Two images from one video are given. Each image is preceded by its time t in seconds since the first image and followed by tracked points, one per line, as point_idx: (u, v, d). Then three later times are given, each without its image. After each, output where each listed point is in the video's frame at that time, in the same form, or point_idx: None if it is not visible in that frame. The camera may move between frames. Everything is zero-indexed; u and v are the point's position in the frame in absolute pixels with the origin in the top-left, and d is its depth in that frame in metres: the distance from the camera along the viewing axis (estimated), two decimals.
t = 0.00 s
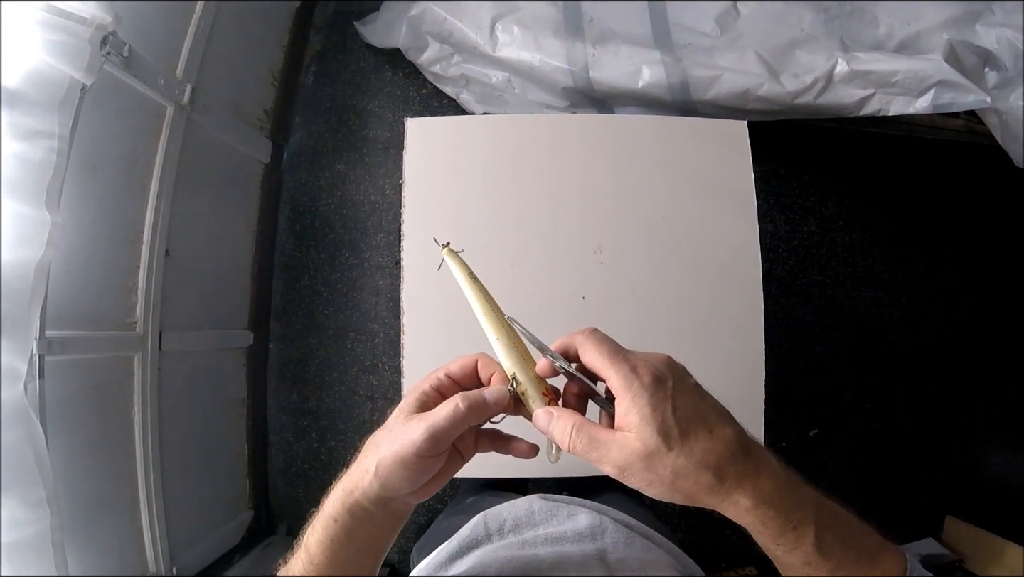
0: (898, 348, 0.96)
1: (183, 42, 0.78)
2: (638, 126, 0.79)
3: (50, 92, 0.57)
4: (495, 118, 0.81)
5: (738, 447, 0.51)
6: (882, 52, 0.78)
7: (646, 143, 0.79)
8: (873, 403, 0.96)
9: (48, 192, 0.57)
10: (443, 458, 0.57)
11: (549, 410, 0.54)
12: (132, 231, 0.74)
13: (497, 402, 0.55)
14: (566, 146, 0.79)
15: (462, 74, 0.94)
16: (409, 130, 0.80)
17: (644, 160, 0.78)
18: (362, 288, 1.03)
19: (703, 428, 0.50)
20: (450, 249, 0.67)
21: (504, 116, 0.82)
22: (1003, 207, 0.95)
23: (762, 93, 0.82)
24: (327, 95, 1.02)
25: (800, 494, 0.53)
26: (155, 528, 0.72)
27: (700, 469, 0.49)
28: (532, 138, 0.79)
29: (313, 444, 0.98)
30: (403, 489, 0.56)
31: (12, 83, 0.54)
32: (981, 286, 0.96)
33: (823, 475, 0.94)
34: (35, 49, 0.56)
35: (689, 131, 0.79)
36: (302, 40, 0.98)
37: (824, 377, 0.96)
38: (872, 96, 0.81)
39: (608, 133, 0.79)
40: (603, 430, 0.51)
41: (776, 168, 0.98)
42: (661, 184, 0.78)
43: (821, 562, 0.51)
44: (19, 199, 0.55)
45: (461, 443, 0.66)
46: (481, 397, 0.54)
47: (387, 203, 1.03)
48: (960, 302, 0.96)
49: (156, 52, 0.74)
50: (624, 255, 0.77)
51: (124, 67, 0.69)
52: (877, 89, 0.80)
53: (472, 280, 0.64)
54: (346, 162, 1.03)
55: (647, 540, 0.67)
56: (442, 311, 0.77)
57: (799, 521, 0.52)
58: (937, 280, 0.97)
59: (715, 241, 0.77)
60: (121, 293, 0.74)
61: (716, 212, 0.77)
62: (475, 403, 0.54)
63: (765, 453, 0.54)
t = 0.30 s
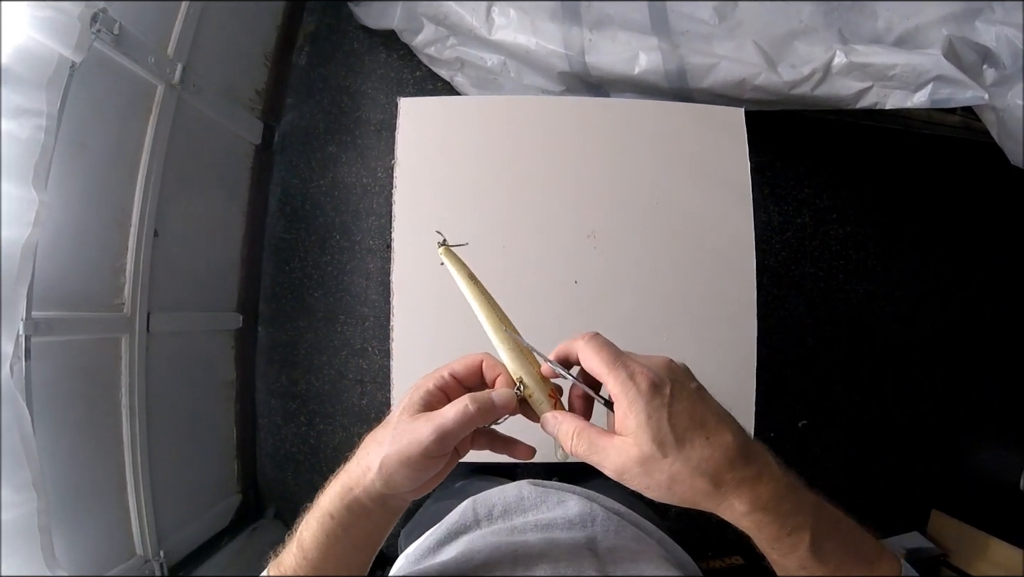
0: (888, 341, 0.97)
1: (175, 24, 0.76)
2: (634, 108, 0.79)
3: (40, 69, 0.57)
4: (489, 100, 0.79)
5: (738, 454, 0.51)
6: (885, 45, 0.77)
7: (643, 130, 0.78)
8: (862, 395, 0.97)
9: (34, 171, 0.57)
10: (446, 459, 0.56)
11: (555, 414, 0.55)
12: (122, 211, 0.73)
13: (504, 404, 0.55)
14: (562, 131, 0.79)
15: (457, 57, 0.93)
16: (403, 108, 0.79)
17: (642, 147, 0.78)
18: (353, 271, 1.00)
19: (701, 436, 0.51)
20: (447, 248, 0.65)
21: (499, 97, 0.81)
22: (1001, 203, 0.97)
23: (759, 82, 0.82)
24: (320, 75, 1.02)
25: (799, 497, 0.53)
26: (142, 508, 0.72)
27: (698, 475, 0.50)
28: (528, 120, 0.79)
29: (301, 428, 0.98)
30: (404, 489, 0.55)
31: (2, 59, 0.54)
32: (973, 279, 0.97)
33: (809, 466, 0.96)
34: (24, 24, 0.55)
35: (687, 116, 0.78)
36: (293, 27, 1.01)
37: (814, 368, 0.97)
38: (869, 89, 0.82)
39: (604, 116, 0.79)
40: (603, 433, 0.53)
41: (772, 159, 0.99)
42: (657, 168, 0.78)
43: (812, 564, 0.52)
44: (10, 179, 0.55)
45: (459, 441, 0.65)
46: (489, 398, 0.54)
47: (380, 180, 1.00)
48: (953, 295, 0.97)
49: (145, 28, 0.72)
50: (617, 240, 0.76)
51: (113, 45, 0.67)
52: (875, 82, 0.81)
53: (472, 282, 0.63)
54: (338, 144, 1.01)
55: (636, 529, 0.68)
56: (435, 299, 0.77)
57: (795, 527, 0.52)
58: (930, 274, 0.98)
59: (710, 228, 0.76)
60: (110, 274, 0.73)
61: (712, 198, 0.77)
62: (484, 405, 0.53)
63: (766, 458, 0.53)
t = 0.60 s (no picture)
0: (888, 322, 0.97)
1: None
2: (639, 72, 0.76)
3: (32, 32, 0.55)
4: (486, 57, 0.76)
5: (720, 475, 0.50)
6: (897, 23, 0.75)
7: (649, 96, 0.75)
8: (860, 375, 0.96)
9: (21, 136, 0.56)
10: (456, 463, 0.56)
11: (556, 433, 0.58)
12: (113, 175, 0.72)
13: (516, 418, 0.55)
14: (564, 94, 0.76)
15: (458, 19, 0.89)
16: (399, 68, 0.76)
17: (648, 113, 0.75)
18: (349, 237, 0.97)
19: (685, 457, 0.50)
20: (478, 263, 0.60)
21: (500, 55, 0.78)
22: (1007, 187, 0.96)
23: (769, 54, 0.79)
24: (319, 37, 0.99)
25: (779, 523, 0.51)
26: (134, 473, 0.73)
27: (678, 494, 0.50)
28: (529, 80, 0.76)
29: (297, 395, 0.96)
30: (412, 489, 0.55)
31: None
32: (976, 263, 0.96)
33: (806, 446, 0.95)
34: None
35: (696, 81, 0.75)
36: None
37: (812, 346, 0.96)
38: (880, 67, 0.79)
39: (610, 79, 0.75)
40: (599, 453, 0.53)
41: (778, 133, 0.97)
42: (662, 137, 0.75)
43: None
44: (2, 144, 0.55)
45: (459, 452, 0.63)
46: (503, 410, 0.54)
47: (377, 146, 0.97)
48: (956, 276, 0.96)
49: None
50: (620, 209, 0.74)
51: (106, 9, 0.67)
52: (886, 60, 0.78)
53: (495, 297, 0.59)
54: (335, 108, 0.98)
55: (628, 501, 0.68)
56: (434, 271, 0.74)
57: (767, 547, 0.49)
58: (933, 256, 0.96)
59: (715, 199, 0.75)
60: (100, 238, 0.71)
61: (719, 168, 0.75)
62: (499, 415, 0.54)
63: (747, 481, 0.52)
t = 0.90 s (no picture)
0: (901, 300, 0.94)
1: None
2: (643, 42, 0.73)
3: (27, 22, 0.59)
4: (485, 28, 0.74)
5: (712, 493, 0.52)
6: None
7: (654, 67, 0.73)
8: (872, 353, 0.94)
9: (21, 127, 0.59)
10: (457, 478, 0.57)
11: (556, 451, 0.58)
12: (115, 163, 0.73)
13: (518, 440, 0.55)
14: (567, 66, 0.73)
15: None
16: (394, 42, 0.74)
17: (653, 86, 0.72)
18: (353, 218, 0.95)
19: (682, 475, 0.52)
20: (473, 292, 0.59)
21: (499, 27, 0.75)
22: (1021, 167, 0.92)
23: (778, 23, 0.77)
24: (318, 16, 0.96)
25: (763, 538, 0.53)
26: (145, 457, 0.75)
27: (677, 510, 0.51)
28: (530, 52, 0.73)
29: (307, 377, 0.93)
30: (412, 500, 0.56)
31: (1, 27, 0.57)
32: (993, 233, 0.93)
33: (816, 423, 0.94)
34: None
35: (702, 52, 0.73)
36: None
37: (824, 322, 0.94)
38: (891, 37, 0.76)
39: (613, 49, 0.73)
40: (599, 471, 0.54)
41: (789, 104, 0.94)
42: (668, 110, 0.72)
43: None
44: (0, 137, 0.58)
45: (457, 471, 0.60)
46: (506, 430, 0.54)
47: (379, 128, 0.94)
48: (973, 250, 0.94)
49: None
50: (624, 184, 0.71)
51: None
52: (899, 30, 0.75)
53: (493, 327, 0.58)
54: (336, 87, 0.95)
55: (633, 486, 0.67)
56: (436, 253, 0.72)
57: (756, 560, 0.51)
58: (946, 228, 0.94)
59: (723, 172, 0.72)
60: (102, 227, 0.72)
61: (726, 138, 0.72)
62: (502, 435, 0.54)
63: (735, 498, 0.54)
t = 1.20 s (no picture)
0: (906, 286, 0.93)
1: None
2: (640, 30, 0.72)
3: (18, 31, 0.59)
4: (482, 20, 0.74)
5: (728, 498, 0.52)
6: None
7: (651, 56, 0.72)
8: (877, 340, 0.94)
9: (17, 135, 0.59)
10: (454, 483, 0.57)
11: (577, 436, 0.55)
12: (114, 168, 0.74)
13: (516, 445, 0.56)
14: (563, 57, 0.72)
15: None
16: (387, 38, 0.73)
17: (651, 74, 0.72)
18: (355, 214, 0.96)
19: (698, 483, 0.51)
20: (478, 300, 0.60)
21: (495, 19, 0.75)
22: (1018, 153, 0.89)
23: (776, 9, 0.76)
24: (314, 12, 0.95)
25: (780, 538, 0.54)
26: (151, 457, 0.76)
27: (694, 518, 0.51)
28: (526, 43, 0.73)
29: (312, 372, 0.96)
30: (409, 505, 0.56)
31: None
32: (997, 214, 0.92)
33: (821, 411, 0.93)
34: None
35: (699, 39, 0.72)
36: None
37: (829, 310, 0.93)
38: (893, 19, 0.74)
39: (610, 38, 0.72)
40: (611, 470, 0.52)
41: (790, 90, 0.93)
42: (666, 99, 0.71)
43: None
44: None
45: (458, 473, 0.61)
46: (503, 434, 0.55)
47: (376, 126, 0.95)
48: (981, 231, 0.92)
49: None
50: (621, 175, 0.71)
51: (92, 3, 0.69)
52: (900, 11, 0.73)
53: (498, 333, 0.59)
54: (334, 83, 0.95)
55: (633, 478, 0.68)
56: (435, 249, 0.72)
57: (774, 561, 0.52)
58: (950, 212, 0.93)
59: (722, 160, 0.71)
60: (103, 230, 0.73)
61: (724, 126, 0.71)
62: (499, 439, 0.54)
63: (753, 499, 0.54)
